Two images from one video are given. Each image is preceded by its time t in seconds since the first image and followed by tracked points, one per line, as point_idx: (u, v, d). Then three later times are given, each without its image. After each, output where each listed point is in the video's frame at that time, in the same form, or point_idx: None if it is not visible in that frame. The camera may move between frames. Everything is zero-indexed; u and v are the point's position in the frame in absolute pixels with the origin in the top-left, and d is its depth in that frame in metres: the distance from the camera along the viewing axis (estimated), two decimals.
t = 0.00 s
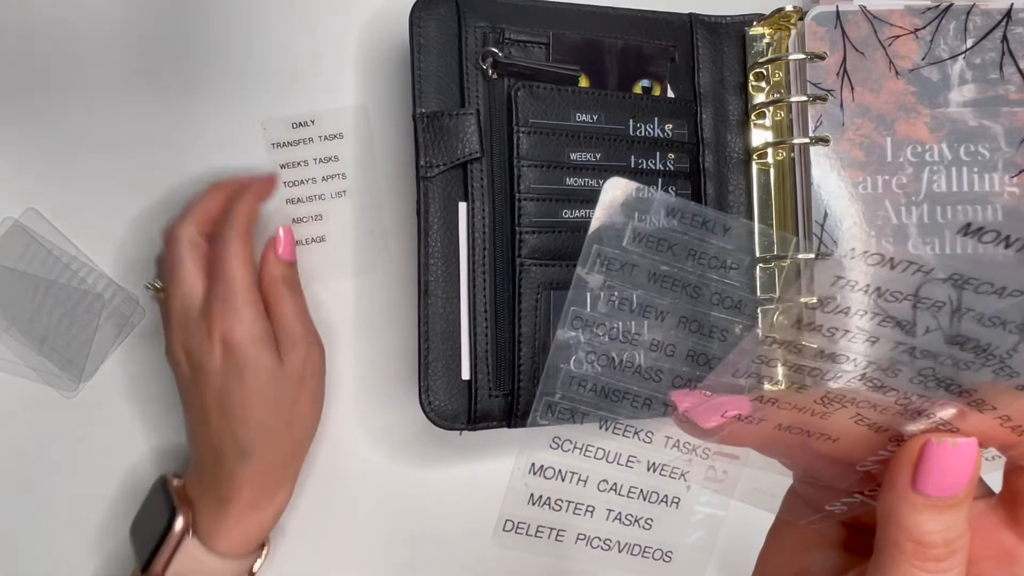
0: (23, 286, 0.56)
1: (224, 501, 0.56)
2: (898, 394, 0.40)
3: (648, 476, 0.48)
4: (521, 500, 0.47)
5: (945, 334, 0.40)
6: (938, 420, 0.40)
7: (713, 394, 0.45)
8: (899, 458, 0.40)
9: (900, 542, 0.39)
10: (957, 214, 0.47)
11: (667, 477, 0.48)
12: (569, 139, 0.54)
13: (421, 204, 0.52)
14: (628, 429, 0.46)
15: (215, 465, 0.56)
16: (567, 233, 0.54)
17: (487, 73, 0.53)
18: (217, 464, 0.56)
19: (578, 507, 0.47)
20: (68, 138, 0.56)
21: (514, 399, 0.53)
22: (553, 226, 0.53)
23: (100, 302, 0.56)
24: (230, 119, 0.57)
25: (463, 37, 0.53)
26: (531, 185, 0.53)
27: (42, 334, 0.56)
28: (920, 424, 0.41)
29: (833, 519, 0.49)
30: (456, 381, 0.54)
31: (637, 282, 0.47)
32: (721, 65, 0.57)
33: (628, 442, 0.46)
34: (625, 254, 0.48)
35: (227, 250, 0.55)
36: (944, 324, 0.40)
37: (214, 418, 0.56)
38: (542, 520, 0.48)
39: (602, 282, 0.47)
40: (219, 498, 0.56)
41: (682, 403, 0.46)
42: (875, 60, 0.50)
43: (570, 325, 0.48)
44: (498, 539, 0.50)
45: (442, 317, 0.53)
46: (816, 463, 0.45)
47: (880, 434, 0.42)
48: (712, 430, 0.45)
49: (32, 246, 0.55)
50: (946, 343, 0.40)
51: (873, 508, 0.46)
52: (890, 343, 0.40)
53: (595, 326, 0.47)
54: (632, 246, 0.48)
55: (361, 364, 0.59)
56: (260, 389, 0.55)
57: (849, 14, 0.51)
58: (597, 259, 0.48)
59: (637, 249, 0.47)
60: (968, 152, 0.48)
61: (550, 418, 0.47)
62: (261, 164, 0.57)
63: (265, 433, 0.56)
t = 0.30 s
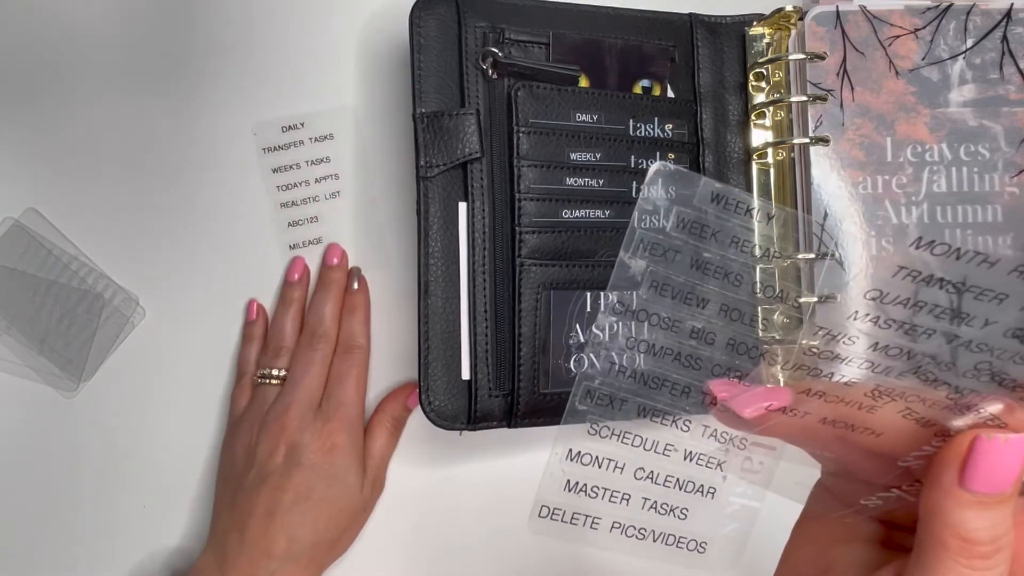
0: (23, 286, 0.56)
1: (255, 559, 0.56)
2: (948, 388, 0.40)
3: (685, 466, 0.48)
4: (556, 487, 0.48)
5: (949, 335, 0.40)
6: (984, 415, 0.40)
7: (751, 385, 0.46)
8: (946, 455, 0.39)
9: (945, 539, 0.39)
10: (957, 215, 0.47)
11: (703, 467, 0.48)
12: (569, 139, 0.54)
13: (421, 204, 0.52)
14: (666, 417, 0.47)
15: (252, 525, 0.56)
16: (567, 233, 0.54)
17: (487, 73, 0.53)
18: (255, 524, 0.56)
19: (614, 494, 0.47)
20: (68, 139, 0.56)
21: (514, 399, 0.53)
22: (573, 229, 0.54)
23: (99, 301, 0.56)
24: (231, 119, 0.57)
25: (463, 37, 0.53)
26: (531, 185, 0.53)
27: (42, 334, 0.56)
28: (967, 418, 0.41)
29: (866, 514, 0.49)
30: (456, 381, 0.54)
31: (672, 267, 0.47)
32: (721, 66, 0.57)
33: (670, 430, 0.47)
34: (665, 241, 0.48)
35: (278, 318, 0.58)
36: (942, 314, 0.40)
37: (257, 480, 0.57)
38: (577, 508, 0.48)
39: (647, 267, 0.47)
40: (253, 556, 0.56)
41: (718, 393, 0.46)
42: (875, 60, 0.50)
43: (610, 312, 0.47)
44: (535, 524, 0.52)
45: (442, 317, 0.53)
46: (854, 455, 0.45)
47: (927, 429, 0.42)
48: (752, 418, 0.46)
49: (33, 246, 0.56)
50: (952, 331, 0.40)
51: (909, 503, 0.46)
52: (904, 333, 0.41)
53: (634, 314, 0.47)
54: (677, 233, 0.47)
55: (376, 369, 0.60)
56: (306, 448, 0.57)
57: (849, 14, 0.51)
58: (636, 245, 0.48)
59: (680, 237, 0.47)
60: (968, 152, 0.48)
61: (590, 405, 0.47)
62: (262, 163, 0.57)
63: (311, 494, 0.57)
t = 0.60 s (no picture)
0: (23, 286, 0.56)
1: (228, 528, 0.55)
2: (942, 393, 0.40)
3: (680, 471, 0.47)
4: (553, 493, 0.48)
5: (944, 341, 0.40)
6: (978, 419, 0.40)
7: (746, 391, 0.47)
8: (941, 459, 0.39)
9: (940, 543, 0.39)
10: (957, 214, 0.47)
11: (699, 472, 0.48)
12: (569, 139, 0.54)
13: (421, 204, 0.52)
14: (661, 423, 0.47)
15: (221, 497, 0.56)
16: (567, 233, 0.54)
17: (487, 73, 0.53)
18: (224, 496, 0.56)
19: (611, 500, 0.47)
20: (68, 139, 0.56)
21: (514, 399, 0.53)
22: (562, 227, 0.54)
23: (99, 302, 0.56)
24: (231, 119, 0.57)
25: (463, 37, 0.53)
26: (531, 185, 0.53)
27: (42, 334, 0.56)
28: (962, 423, 0.40)
29: (864, 518, 0.50)
30: (456, 382, 0.54)
31: (663, 273, 0.48)
32: (721, 66, 0.57)
33: (665, 436, 0.47)
34: (655, 249, 0.49)
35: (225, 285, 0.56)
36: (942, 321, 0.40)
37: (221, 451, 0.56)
38: (574, 514, 0.48)
39: (639, 275, 0.48)
40: (226, 526, 0.55)
41: (714, 398, 0.47)
42: (875, 60, 0.50)
43: (605, 318, 0.49)
44: (531, 531, 0.51)
45: (442, 317, 0.53)
46: (851, 460, 0.45)
47: (921, 433, 0.41)
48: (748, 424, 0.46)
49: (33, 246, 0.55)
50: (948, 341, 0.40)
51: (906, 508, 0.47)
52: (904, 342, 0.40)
53: (625, 318, 0.48)
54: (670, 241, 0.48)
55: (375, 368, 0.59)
56: (265, 412, 0.56)
57: (849, 14, 0.51)
58: (629, 252, 0.49)
59: (672, 244, 0.48)
60: (968, 152, 0.48)
61: (585, 411, 0.47)
62: (262, 164, 0.57)
63: (276, 460, 0.56)
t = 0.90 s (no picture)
0: (23, 286, 0.56)
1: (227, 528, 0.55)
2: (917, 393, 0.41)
3: (648, 472, 0.46)
4: (522, 497, 0.46)
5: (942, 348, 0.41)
6: (938, 415, 0.41)
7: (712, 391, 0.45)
8: (902, 455, 0.40)
9: (906, 539, 0.40)
10: (956, 214, 0.47)
11: (667, 473, 0.46)
12: (569, 139, 0.54)
13: (421, 204, 0.52)
14: (629, 425, 0.45)
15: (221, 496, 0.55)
16: (567, 233, 0.54)
17: (487, 73, 0.53)
18: (224, 496, 0.55)
19: (580, 502, 0.46)
20: (68, 139, 0.56)
21: (514, 399, 0.53)
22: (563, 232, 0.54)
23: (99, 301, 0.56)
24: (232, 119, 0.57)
25: (463, 37, 0.53)
26: (531, 185, 0.53)
27: (42, 334, 0.56)
28: (919, 419, 0.42)
29: (835, 515, 0.49)
30: (456, 381, 0.54)
31: (629, 276, 0.47)
32: (721, 66, 0.57)
33: (632, 438, 0.45)
34: (622, 254, 0.48)
35: (229, 286, 0.56)
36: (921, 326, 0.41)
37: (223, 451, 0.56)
38: (544, 517, 0.46)
39: (599, 281, 0.47)
40: (225, 525, 0.55)
41: (681, 400, 0.46)
42: (875, 60, 0.50)
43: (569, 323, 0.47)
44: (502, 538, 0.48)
45: (442, 317, 0.53)
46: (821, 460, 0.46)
47: (880, 430, 0.43)
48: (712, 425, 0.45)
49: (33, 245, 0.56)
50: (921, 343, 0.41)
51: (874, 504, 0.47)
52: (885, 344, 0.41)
53: (589, 320, 0.47)
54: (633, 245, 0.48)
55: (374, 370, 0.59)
56: (266, 413, 0.56)
57: (849, 14, 0.51)
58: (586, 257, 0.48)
59: (650, 250, 0.47)
60: (968, 152, 0.48)
61: (553, 416, 0.46)
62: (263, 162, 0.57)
63: (276, 461, 0.56)
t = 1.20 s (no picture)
0: (23, 286, 0.56)
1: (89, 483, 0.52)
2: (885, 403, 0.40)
3: (639, 484, 0.46)
4: (515, 510, 0.46)
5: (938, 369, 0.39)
6: (921, 428, 0.41)
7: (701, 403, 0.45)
8: (887, 468, 0.41)
9: (893, 550, 0.40)
10: (957, 214, 0.47)
11: (659, 485, 0.47)
12: (569, 139, 0.54)
13: (421, 204, 0.52)
14: (620, 438, 0.45)
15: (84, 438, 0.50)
16: (567, 234, 0.53)
17: (487, 73, 0.53)
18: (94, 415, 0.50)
19: (573, 515, 0.46)
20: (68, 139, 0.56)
21: (514, 399, 0.53)
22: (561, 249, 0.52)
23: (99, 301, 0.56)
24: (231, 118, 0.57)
25: (463, 37, 0.53)
26: (531, 185, 0.53)
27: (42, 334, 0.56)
28: (903, 432, 0.41)
29: (826, 523, 0.50)
30: (456, 381, 0.54)
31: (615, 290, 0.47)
32: (721, 65, 0.57)
33: (621, 452, 0.45)
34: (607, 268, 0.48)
35: (131, 206, 0.52)
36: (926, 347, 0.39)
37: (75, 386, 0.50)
38: (538, 530, 0.46)
39: (591, 298, 0.47)
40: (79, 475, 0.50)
41: (671, 413, 0.45)
42: (875, 60, 0.50)
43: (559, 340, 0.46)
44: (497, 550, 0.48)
45: (442, 317, 0.53)
46: (805, 472, 0.46)
47: (866, 442, 0.42)
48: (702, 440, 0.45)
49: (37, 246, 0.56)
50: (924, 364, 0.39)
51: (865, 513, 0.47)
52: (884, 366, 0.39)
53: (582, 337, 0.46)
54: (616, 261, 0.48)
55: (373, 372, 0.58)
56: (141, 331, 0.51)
57: (849, 14, 0.51)
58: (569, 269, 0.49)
59: (640, 266, 0.47)
60: (968, 152, 0.48)
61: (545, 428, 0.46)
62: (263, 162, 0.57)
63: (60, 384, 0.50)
